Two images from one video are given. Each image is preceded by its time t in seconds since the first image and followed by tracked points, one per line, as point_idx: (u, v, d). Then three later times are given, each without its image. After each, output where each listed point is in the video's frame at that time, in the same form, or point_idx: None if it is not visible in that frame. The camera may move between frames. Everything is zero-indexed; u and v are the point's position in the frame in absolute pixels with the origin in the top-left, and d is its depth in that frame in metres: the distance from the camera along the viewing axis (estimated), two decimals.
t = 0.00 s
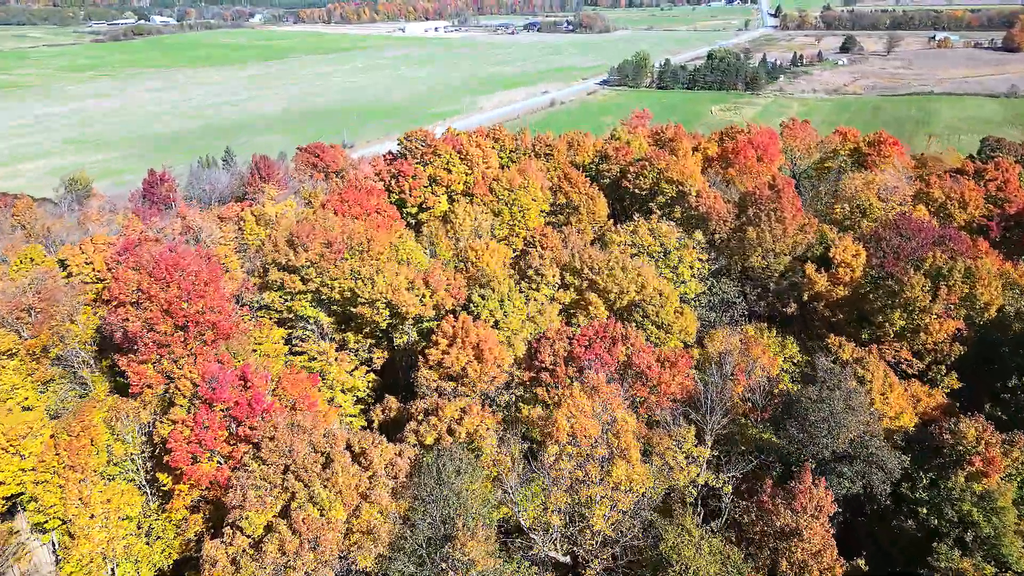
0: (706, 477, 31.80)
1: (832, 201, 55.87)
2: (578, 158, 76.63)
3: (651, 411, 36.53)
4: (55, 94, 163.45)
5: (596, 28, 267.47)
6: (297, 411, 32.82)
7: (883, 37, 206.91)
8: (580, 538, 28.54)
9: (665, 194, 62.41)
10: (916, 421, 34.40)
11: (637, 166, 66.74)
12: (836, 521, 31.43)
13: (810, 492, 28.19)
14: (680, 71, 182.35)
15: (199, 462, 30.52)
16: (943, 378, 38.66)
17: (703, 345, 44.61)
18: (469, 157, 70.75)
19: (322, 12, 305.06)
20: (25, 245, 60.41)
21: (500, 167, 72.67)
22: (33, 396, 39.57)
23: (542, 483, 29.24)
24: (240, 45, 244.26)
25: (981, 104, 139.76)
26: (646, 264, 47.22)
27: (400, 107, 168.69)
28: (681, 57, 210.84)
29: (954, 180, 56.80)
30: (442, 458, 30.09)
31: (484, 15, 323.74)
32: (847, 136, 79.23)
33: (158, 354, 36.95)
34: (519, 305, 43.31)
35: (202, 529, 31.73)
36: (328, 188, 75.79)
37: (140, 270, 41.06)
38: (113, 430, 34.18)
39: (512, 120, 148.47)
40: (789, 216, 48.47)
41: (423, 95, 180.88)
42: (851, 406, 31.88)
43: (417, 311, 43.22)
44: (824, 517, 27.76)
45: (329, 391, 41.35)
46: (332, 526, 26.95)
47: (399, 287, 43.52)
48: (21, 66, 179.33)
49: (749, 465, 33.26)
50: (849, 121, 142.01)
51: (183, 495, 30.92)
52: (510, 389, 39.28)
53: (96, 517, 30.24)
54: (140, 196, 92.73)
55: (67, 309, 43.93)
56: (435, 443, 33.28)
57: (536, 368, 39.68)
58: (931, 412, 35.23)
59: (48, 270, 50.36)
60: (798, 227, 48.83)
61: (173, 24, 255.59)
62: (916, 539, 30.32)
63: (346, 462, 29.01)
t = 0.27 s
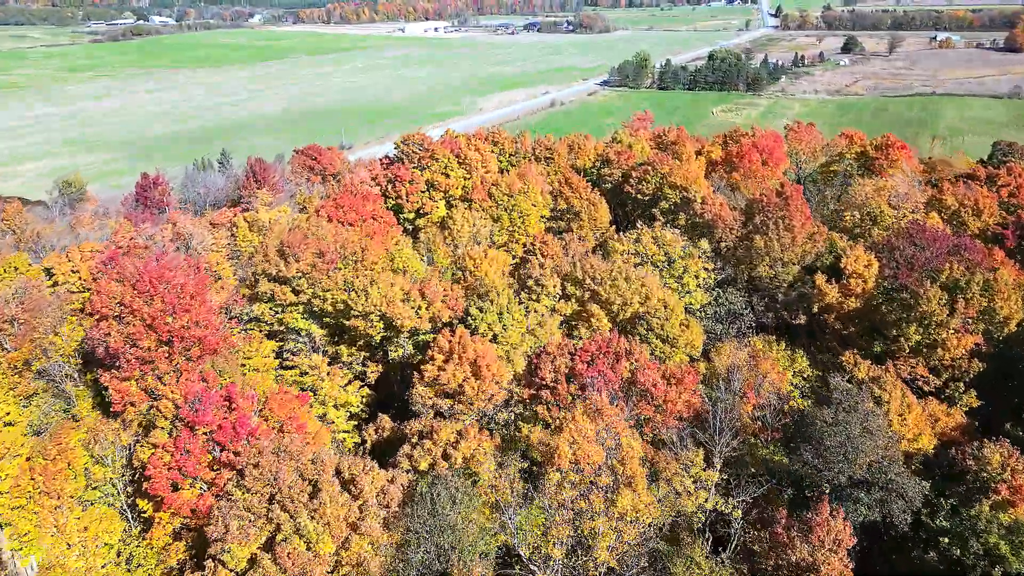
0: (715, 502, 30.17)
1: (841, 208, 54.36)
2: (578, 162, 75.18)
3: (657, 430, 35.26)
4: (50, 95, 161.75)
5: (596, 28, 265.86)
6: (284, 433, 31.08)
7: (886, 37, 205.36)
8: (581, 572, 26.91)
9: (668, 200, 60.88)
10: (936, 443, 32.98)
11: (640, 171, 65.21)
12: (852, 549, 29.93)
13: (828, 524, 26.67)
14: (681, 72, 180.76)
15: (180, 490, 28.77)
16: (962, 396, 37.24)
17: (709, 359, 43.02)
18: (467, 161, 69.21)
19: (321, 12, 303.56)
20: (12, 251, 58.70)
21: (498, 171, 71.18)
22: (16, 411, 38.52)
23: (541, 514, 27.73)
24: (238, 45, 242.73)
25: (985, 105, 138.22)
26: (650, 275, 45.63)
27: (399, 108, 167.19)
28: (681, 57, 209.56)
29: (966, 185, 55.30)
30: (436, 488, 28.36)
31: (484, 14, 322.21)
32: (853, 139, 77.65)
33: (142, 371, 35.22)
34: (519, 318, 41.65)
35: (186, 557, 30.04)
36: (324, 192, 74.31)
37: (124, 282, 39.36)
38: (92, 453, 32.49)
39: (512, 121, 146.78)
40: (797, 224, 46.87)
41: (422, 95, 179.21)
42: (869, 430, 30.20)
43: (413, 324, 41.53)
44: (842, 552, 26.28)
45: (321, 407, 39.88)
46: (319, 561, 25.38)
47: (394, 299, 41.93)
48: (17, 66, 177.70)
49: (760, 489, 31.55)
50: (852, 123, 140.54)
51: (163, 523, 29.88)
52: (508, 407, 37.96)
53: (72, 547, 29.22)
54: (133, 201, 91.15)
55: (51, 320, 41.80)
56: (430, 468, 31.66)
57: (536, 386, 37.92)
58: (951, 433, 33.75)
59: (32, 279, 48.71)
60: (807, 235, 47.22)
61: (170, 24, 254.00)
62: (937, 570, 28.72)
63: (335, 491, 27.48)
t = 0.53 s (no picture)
0: (726, 530, 28.65)
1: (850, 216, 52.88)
2: (579, 167, 73.68)
3: (664, 452, 33.82)
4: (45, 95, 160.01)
5: (596, 28, 264.31)
6: (270, 460, 29.50)
7: (887, 37, 203.96)
8: None
9: (672, 206, 59.30)
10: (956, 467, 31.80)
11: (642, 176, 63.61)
12: None
13: (846, 559, 25.32)
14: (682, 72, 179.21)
15: (158, 520, 27.13)
16: (982, 415, 35.75)
17: (716, 373, 41.41)
18: (466, 166, 67.73)
19: (320, 11, 302.10)
20: None
21: (498, 176, 69.71)
22: None
23: (543, 550, 26.32)
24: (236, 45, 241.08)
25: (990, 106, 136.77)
26: (655, 286, 44.03)
27: (398, 109, 165.60)
28: (681, 58, 208.05)
29: (979, 192, 53.78)
30: (430, 522, 26.51)
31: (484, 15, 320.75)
32: (860, 143, 76.10)
33: (123, 389, 33.57)
34: (519, 331, 40.00)
35: None
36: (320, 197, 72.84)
37: (106, 295, 37.72)
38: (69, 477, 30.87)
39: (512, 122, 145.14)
40: (807, 233, 45.27)
41: (421, 96, 177.56)
42: (889, 457, 28.74)
43: (408, 337, 39.92)
44: None
45: (311, 426, 38.40)
46: None
47: (388, 312, 40.25)
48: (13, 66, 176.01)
49: (771, 517, 30.65)
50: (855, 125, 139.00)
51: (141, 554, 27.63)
52: (507, 426, 36.39)
53: None
54: (126, 205, 89.46)
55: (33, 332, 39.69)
56: (422, 496, 30.50)
57: (536, 404, 36.31)
58: (972, 456, 32.23)
59: (15, 289, 46.98)
60: (817, 245, 45.62)
61: (168, 24, 252.18)
62: None
63: (322, 523, 26.18)
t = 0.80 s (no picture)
0: (738, 564, 27.48)
1: (860, 224, 51.30)
2: (579, 170, 72.03)
3: (669, 476, 32.39)
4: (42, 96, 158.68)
5: (596, 28, 262.78)
6: (254, 490, 28.06)
7: (889, 37, 202.45)
8: None
9: (675, 213, 57.69)
10: (979, 492, 30.31)
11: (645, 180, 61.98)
12: None
13: None
14: (683, 73, 177.70)
15: (133, 556, 25.66)
16: (1004, 436, 34.15)
17: (724, 389, 39.80)
18: (464, 170, 66.09)
19: (320, 12, 301.05)
20: None
21: (497, 180, 68.20)
22: None
23: None
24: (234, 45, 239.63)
25: (994, 107, 135.08)
26: (659, 298, 42.45)
27: (396, 110, 163.88)
28: (681, 58, 206.29)
29: (991, 198, 52.14)
30: (419, 558, 26.19)
31: (484, 15, 319.33)
32: (866, 147, 74.49)
33: (104, 409, 31.95)
34: (518, 346, 38.39)
35: None
36: (315, 203, 71.33)
37: (87, 309, 36.11)
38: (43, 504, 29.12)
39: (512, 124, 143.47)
40: (817, 242, 43.65)
41: (420, 97, 176.05)
42: (911, 488, 27.11)
43: (403, 352, 38.30)
44: None
45: (300, 443, 37.11)
46: None
47: (382, 326, 38.65)
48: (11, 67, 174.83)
49: (785, 547, 29.34)
50: (857, 125, 137.21)
51: None
52: (506, 446, 34.82)
53: None
54: (119, 210, 87.89)
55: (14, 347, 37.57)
56: (415, 529, 29.00)
57: (537, 424, 34.71)
58: (996, 482, 30.54)
59: None
60: (828, 254, 43.99)
61: (166, 24, 251.17)
62: None
63: (307, 560, 26.05)
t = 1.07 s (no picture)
0: None
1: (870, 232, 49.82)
2: (581, 175, 70.53)
3: (676, 502, 30.88)
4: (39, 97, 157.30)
5: (596, 28, 261.34)
6: (239, 523, 27.79)
7: (891, 38, 200.98)
8: None
9: (679, 219, 56.13)
10: (1006, 523, 28.64)
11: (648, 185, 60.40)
12: None
13: None
14: (684, 74, 176.15)
15: None
16: None
17: (732, 406, 38.26)
18: (462, 175, 64.53)
19: (320, 11, 299.71)
20: None
21: (496, 185, 66.72)
22: None
23: None
24: (232, 45, 238.22)
25: (998, 108, 133.57)
26: (665, 312, 40.85)
27: (395, 110, 162.16)
28: (682, 59, 204.67)
29: (1006, 205, 50.57)
30: None
31: (484, 15, 317.92)
32: (873, 150, 72.93)
33: (81, 431, 30.21)
34: (518, 363, 36.77)
35: None
36: (311, 209, 69.83)
37: (67, 323, 34.11)
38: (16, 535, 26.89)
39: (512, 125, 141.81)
40: (829, 253, 42.09)
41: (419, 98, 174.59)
42: (937, 521, 25.47)
43: (397, 369, 36.72)
44: None
45: (291, 464, 35.53)
46: None
47: (376, 341, 37.02)
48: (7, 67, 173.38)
49: None
50: (861, 125, 135.51)
51: None
52: (506, 469, 33.33)
53: None
54: (111, 214, 86.50)
55: None
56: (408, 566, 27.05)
57: (537, 447, 33.15)
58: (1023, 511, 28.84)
59: None
60: (840, 265, 42.42)
61: (164, 24, 249.94)
62: None
63: None
